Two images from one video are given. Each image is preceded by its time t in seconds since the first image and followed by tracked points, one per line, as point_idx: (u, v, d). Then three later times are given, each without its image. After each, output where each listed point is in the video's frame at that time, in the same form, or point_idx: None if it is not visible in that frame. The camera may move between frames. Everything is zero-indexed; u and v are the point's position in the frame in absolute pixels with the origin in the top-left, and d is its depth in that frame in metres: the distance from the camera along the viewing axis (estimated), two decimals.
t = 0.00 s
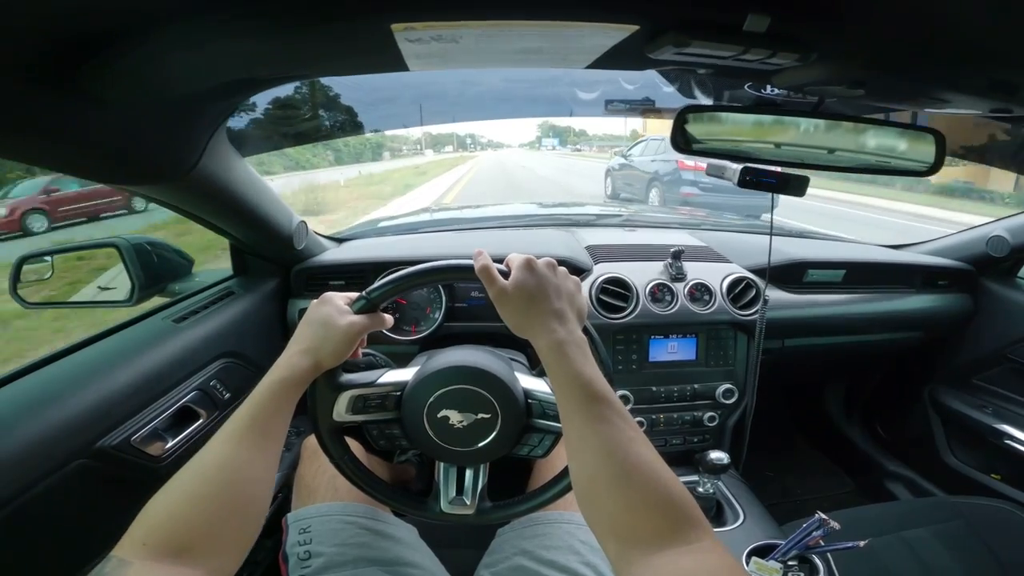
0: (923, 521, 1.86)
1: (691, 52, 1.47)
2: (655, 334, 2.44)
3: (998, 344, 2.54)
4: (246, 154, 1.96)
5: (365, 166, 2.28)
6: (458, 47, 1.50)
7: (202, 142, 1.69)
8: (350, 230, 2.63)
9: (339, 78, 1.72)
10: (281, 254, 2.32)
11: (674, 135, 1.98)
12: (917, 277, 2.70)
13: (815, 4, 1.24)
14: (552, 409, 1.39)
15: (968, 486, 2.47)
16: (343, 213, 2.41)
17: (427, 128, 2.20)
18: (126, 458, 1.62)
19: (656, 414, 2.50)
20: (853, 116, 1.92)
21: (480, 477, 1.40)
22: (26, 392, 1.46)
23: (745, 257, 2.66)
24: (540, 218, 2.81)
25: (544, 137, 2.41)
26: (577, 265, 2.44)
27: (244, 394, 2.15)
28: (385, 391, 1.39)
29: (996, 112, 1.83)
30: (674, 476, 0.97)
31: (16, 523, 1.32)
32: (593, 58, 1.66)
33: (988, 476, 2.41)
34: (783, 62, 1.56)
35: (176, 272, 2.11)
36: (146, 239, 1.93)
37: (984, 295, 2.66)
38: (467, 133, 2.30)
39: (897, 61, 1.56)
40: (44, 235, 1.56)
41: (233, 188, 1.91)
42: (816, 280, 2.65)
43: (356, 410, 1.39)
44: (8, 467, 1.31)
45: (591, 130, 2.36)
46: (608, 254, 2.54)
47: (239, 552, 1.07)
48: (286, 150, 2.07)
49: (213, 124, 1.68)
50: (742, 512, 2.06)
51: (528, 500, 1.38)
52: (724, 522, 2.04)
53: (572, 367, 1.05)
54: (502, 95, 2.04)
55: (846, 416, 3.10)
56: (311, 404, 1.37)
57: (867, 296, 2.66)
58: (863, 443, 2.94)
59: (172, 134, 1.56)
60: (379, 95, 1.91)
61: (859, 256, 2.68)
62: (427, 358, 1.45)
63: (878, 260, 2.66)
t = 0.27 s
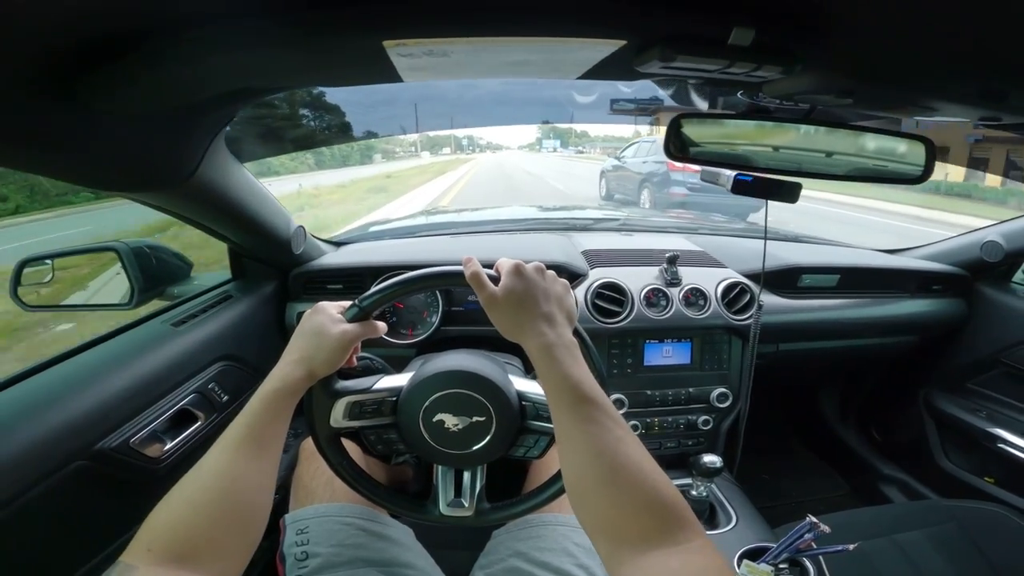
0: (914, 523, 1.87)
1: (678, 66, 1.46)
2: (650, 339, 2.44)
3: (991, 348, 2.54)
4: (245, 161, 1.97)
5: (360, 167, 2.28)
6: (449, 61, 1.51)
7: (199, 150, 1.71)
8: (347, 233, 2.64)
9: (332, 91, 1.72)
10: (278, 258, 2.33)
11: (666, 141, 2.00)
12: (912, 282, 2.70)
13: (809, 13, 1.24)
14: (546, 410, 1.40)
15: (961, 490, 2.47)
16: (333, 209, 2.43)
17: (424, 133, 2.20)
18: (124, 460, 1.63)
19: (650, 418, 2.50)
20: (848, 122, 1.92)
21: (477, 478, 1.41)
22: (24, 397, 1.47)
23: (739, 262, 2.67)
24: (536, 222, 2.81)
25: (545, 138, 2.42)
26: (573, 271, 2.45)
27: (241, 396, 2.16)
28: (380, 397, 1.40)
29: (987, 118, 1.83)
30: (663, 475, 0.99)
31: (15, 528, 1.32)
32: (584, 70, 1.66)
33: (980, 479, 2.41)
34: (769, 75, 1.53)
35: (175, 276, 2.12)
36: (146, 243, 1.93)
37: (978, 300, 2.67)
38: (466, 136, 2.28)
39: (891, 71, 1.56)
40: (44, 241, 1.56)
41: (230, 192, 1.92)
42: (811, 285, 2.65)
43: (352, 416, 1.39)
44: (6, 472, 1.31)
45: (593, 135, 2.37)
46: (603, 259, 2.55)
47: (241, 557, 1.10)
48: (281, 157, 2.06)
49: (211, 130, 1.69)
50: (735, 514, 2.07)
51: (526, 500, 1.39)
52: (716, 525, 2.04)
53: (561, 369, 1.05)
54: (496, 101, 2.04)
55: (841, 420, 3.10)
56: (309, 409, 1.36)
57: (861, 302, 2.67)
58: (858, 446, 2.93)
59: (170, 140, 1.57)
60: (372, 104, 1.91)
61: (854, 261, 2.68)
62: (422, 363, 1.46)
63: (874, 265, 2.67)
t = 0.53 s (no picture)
0: (912, 523, 1.86)
1: (665, 61, 1.48)
2: (647, 338, 2.44)
3: (988, 348, 2.54)
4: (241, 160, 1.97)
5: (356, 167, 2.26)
6: (441, 58, 1.52)
7: (195, 149, 1.71)
8: (345, 234, 2.62)
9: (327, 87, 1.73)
10: (275, 257, 2.32)
11: (664, 141, 1.95)
12: (910, 282, 2.70)
13: (799, 10, 1.25)
14: (542, 405, 1.40)
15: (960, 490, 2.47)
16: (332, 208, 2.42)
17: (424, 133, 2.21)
18: (119, 458, 1.63)
19: (649, 417, 2.50)
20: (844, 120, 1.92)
21: (477, 477, 1.41)
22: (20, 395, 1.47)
23: (737, 261, 2.67)
24: (533, 222, 2.80)
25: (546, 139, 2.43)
26: (570, 271, 2.45)
27: (238, 396, 2.16)
28: (375, 400, 1.40)
29: (977, 116, 1.81)
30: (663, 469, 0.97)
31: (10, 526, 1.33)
32: (578, 67, 1.67)
33: (980, 480, 2.41)
34: (757, 70, 1.53)
35: (172, 275, 2.12)
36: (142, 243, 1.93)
37: (976, 299, 2.66)
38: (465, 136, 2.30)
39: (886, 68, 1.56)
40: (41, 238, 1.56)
41: (227, 193, 1.92)
42: (808, 284, 2.65)
43: (348, 420, 1.39)
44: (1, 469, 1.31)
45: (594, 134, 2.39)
46: (601, 259, 2.54)
47: (240, 562, 1.09)
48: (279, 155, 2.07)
49: (208, 127, 1.69)
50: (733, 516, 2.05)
51: (524, 497, 1.40)
52: (714, 524, 2.03)
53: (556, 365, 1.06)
54: (492, 101, 2.04)
55: (841, 420, 3.10)
56: (303, 411, 1.36)
57: (859, 301, 2.67)
58: (857, 446, 2.94)
59: (167, 137, 1.58)
60: (369, 105, 1.91)
61: (852, 261, 2.68)
62: (416, 363, 1.46)
63: (872, 264, 2.66)
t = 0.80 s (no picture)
0: (922, 512, 1.88)
1: (653, 60, 1.48)
2: (640, 341, 2.44)
3: (977, 333, 2.58)
4: (218, 174, 1.95)
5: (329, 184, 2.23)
6: (428, 64, 1.52)
7: (171, 165, 1.69)
8: (329, 250, 2.59)
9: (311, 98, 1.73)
10: (260, 277, 2.29)
11: (647, 145, 2.00)
12: (892, 272, 2.75)
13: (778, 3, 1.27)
14: (541, 418, 1.39)
15: (960, 475, 2.50)
16: (309, 223, 2.39)
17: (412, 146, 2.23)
18: (109, 486, 1.57)
19: (647, 420, 2.49)
20: (821, 115, 1.96)
21: (476, 490, 1.40)
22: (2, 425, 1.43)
23: (723, 260, 2.69)
24: (518, 231, 2.80)
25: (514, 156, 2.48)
26: (560, 277, 2.44)
27: (231, 418, 2.10)
28: (371, 413, 1.38)
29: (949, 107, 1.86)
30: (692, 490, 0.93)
31: None
32: (563, 69, 1.68)
33: (981, 465, 2.44)
34: (739, 66, 1.56)
35: (153, 300, 2.09)
36: (119, 267, 1.92)
37: (956, 285, 2.72)
38: (439, 153, 2.34)
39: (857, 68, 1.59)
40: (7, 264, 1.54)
41: (205, 212, 1.89)
42: (794, 279, 2.68)
43: (344, 433, 1.39)
44: None
45: (588, 142, 2.41)
46: (590, 264, 2.55)
47: None
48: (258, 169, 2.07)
49: (184, 143, 1.68)
50: (741, 514, 2.02)
51: (525, 510, 1.40)
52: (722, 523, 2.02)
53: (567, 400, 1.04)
54: (472, 108, 2.05)
55: (834, 412, 3.12)
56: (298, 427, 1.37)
57: (844, 293, 2.71)
58: (852, 437, 2.97)
59: (143, 154, 1.56)
60: (349, 115, 1.91)
61: (835, 254, 2.73)
62: (413, 376, 1.44)
63: (850, 256, 2.71)
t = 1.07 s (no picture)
0: (926, 513, 1.88)
1: (670, 69, 1.51)
2: (645, 343, 2.45)
3: (980, 334, 2.59)
4: (228, 179, 1.95)
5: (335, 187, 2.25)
6: (440, 70, 1.52)
7: (181, 171, 1.69)
8: (334, 253, 2.60)
9: (319, 103, 1.73)
10: (267, 280, 2.29)
11: (654, 148, 2.08)
12: (896, 274, 2.75)
13: (789, 13, 1.28)
14: (549, 420, 1.38)
15: (962, 476, 2.51)
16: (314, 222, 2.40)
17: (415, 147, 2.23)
18: (120, 490, 1.57)
19: (652, 422, 2.49)
20: (826, 118, 1.96)
21: (483, 494, 1.40)
22: (13, 429, 1.44)
23: (728, 262, 2.70)
24: (523, 233, 2.80)
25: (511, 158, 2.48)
26: (565, 280, 2.45)
27: (238, 421, 2.10)
28: (379, 416, 1.38)
29: (958, 111, 1.87)
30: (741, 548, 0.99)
31: (11, 564, 1.29)
32: (575, 76, 1.68)
33: (983, 466, 2.44)
34: (758, 75, 1.59)
35: (159, 302, 2.09)
36: (126, 270, 1.92)
37: (960, 288, 2.73)
38: (439, 153, 2.34)
39: (860, 70, 1.61)
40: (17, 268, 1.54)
41: (214, 216, 1.90)
42: (798, 281, 2.69)
43: (352, 435, 1.39)
44: None
45: (599, 142, 2.46)
46: (595, 266, 2.55)
47: None
48: (267, 172, 2.05)
49: (195, 148, 1.68)
50: (747, 518, 2.04)
51: (531, 513, 1.40)
52: (728, 525, 2.03)
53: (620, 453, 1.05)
54: (475, 109, 2.05)
55: (838, 413, 3.13)
56: (307, 428, 1.37)
57: (849, 295, 2.71)
58: (857, 438, 2.97)
59: (153, 160, 1.56)
60: (354, 117, 1.91)
61: (839, 256, 2.73)
62: (421, 379, 1.44)
63: (854, 259, 2.72)
